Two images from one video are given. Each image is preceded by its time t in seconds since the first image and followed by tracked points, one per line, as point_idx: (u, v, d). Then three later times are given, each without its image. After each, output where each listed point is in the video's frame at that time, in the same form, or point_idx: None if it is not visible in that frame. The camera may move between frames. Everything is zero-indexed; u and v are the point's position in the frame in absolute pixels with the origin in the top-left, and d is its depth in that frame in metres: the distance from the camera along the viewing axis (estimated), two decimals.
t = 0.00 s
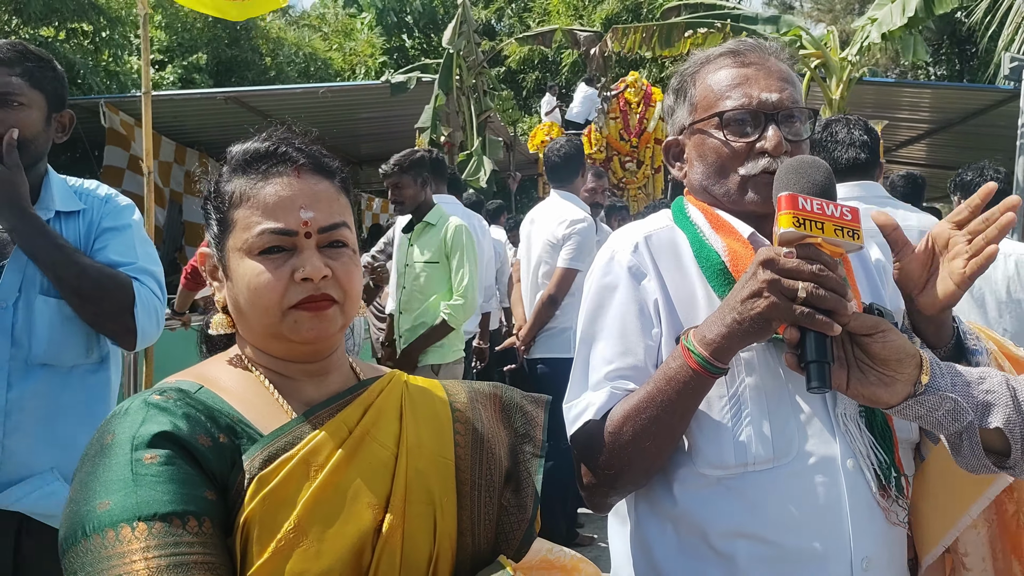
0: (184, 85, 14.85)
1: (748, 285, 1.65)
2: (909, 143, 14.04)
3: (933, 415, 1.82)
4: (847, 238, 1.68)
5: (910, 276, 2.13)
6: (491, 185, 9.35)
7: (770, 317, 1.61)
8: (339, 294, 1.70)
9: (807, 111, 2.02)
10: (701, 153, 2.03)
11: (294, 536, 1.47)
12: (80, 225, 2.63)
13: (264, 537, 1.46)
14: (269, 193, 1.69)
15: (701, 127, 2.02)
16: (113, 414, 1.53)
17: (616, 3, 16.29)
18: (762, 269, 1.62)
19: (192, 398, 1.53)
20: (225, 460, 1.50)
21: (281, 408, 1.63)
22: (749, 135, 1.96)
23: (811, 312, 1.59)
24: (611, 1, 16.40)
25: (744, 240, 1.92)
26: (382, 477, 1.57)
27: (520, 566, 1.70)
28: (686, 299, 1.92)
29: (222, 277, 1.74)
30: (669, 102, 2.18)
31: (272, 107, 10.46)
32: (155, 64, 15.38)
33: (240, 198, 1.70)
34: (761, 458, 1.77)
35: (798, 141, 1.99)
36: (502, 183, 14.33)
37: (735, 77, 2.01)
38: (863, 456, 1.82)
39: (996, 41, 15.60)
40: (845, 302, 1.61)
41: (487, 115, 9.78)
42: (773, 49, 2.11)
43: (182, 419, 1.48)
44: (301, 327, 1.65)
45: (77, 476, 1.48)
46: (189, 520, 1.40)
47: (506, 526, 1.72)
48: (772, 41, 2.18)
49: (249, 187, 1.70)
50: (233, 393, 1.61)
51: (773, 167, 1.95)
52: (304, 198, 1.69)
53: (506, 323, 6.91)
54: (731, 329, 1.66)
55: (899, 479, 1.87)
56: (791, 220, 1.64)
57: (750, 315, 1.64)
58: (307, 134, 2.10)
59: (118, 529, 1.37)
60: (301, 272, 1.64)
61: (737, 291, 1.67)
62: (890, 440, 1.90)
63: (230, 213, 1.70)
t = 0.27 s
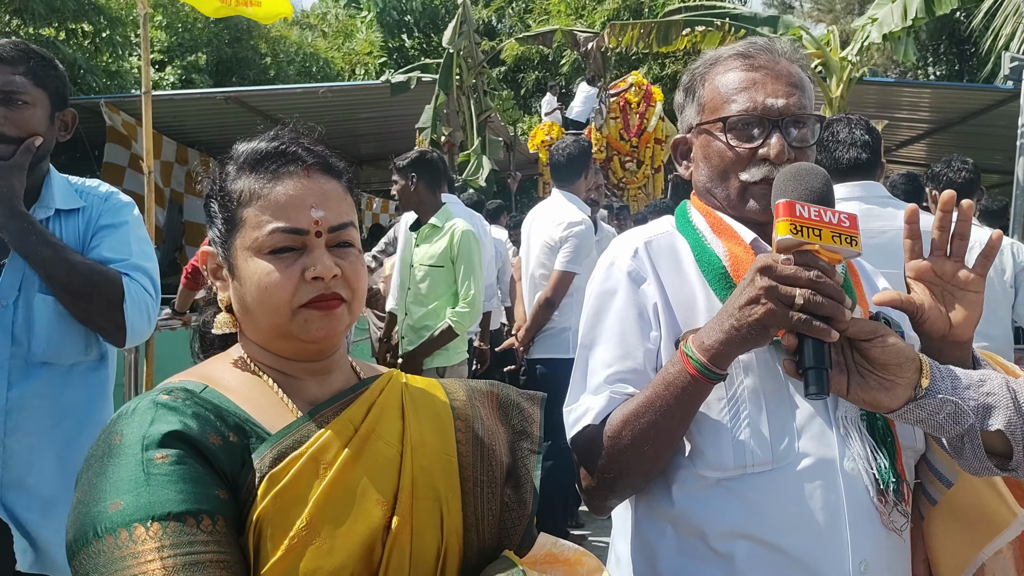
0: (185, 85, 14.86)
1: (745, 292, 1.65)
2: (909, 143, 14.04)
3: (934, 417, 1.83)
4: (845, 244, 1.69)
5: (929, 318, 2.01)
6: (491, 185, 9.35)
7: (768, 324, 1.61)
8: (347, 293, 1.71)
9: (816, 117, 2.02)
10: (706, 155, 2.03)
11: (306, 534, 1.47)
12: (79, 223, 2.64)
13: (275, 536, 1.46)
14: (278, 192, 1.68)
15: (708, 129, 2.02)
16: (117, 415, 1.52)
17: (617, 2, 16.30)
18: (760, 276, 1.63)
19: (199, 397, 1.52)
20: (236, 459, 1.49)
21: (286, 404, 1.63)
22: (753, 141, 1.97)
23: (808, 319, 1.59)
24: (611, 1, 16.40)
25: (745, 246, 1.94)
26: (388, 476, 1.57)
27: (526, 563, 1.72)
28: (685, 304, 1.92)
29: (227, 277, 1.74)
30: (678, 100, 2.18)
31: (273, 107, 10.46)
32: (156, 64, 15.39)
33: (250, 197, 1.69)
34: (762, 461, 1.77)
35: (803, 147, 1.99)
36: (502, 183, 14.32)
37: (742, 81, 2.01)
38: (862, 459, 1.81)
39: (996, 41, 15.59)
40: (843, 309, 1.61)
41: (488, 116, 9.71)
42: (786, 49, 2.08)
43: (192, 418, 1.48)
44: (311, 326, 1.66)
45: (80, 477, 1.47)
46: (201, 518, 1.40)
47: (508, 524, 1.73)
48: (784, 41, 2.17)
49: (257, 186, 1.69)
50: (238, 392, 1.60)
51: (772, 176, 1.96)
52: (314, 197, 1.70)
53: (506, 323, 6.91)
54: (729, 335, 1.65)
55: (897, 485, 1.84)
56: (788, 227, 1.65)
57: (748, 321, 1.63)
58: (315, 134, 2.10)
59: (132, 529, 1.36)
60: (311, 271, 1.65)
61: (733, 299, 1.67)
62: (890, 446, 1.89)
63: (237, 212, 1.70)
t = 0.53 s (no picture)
0: (185, 86, 14.88)
1: (748, 286, 1.65)
2: (909, 143, 14.03)
3: (935, 413, 1.82)
4: (846, 238, 1.69)
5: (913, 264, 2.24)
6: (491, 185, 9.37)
7: (771, 316, 1.62)
8: (350, 293, 1.72)
9: (822, 117, 2.03)
10: (713, 154, 2.03)
11: (314, 533, 1.47)
12: (80, 224, 2.65)
13: (283, 537, 1.46)
14: (282, 192, 1.69)
15: (714, 128, 2.02)
16: (123, 417, 1.52)
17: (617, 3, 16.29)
18: (763, 269, 1.63)
19: (204, 399, 1.53)
20: (243, 459, 1.50)
21: (289, 407, 1.64)
22: (761, 138, 1.97)
23: (811, 311, 1.60)
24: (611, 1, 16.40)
25: (752, 244, 1.94)
26: (392, 475, 1.57)
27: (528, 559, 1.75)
28: (691, 303, 1.93)
29: (228, 276, 1.74)
30: (685, 102, 2.18)
31: (273, 108, 10.46)
32: (156, 65, 15.40)
33: (253, 198, 1.70)
34: (767, 459, 1.77)
35: (811, 144, 2.00)
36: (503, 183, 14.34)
37: (750, 79, 2.02)
38: (866, 460, 1.81)
39: (996, 42, 15.59)
40: (846, 301, 1.62)
41: (488, 116, 9.75)
42: (789, 52, 2.12)
43: (199, 420, 1.48)
44: (315, 325, 1.66)
45: (86, 479, 1.47)
46: (212, 519, 1.40)
47: (508, 523, 1.73)
48: (787, 45, 2.19)
49: (260, 186, 1.70)
50: (240, 394, 1.60)
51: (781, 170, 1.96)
52: (318, 197, 1.70)
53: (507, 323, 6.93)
54: (733, 329, 1.66)
55: (902, 486, 1.83)
56: (791, 220, 1.65)
57: (751, 314, 1.64)
58: (320, 136, 2.11)
59: (143, 531, 1.37)
60: (316, 270, 1.65)
61: (738, 290, 1.68)
62: (895, 446, 1.88)
63: (241, 212, 1.70)
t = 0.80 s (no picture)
0: (185, 85, 14.89)
1: (750, 285, 1.65)
2: (909, 143, 14.05)
3: (934, 414, 1.82)
4: (849, 237, 1.70)
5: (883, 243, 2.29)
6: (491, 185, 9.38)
7: (773, 317, 1.62)
8: (348, 293, 1.72)
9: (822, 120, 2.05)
10: (716, 153, 2.02)
11: (314, 533, 1.47)
12: (77, 229, 2.69)
13: (283, 536, 1.46)
14: (281, 193, 1.69)
15: (717, 127, 2.02)
16: (120, 420, 1.52)
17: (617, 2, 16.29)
18: (765, 268, 1.63)
19: (200, 401, 1.53)
20: (241, 460, 1.50)
21: (285, 410, 1.63)
22: (766, 138, 1.97)
23: (814, 311, 1.60)
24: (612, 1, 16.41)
25: (749, 245, 1.93)
26: (388, 475, 1.57)
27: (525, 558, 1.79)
28: (689, 301, 1.93)
29: (224, 276, 1.73)
30: (681, 100, 2.18)
31: (273, 108, 10.47)
32: (156, 65, 15.41)
33: (252, 198, 1.69)
34: (768, 458, 1.78)
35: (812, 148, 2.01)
36: (503, 183, 14.36)
37: (752, 80, 2.02)
38: (870, 453, 1.83)
39: (996, 41, 15.59)
40: (848, 300, 1.61)
41: (488, 116, 9.70)
42: (786, 54, 2.13)
43: (197, 422, 1.48)
44: (313, 325, 1.66)
45: (82, 481, 1.47)
46: (212, 520, 1.40)
47: (503, 523, 1.73)
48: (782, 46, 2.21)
49: (259, 188, 1.69)
50: (235, 396, 1.60)
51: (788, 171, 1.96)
52: (316, 199, 1.71)
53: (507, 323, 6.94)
54: (734, 328, 1.66)
55: (904, 478, 1.86)
56: (794, 219, 1.66)
57: (753, 314, 1.64)
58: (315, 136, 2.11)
59: (142, 533, 1.37)
60: (313, 271, 1.65)
61: (741, 291, 1.67)
62: (897, 443, 1.90)
63: (239, 212, 1.70)
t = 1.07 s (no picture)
0: (184, 86, 14.91)
1: (750, 279, 1.66)
2: (907, 143, 14.07)
3: (933, 410, 1.84)
4: (847, 230, 1.72)
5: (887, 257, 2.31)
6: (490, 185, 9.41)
7: (774, 310, 1.62)
8: (344, 293, 1.72)
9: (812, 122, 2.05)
10: (706, 158, 2.03)
11: (312, 531, 1.48)
12: (72, 232, 2.75)
13: (281, 535, 1.47)
14: (279, 193, 1.70)
15: (707, 131, 2.03)
16: (116, 420, 1.53)
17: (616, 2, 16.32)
18: (764, 262, 1.64)
19: (197, 401, 1.53)
20: (238, 460, 1.50)
21: (281, 411, 1.64)
22: (757, 142, 1.97)
23: (814, 303, 1.60)
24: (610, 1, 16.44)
25: (744, 246, 1.95)
26: (383, 474, 1.58)
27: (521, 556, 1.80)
28: (685, 302, 1.94)
29: (221, 276, 1.74)
30: (671, 104, 2.18)
31: (273, 108, 10.49)
32: (155, 65, 15.43)
33: (250, 198, 1.70)
34: (771, 455, 1.79)
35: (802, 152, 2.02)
36: (502, 184, 14.38)
37: (741, 85, 2.03)
38: (873, 450, 1.83)
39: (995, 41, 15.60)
40: (848, 293, 1.62)
41: (487, 116, 9.71)
42: (775, 57, 2.14)
43: (194, 422, 1.49)
44: (310, 326, 1.67)
45: (79, 483, 1.48)
46: (212, 519, 1.41)
47: (497, 522, 1.74)
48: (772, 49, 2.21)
49: (258, 187, 1.70)
50: (230, 396, 1.61)
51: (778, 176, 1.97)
52: (314, 199, 1.71)
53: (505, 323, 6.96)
54: (736, 323, 1.67)
55: (910, 472, 1.86)
56: (791, 212, 1.67)
57: (754, 308, 1.65)
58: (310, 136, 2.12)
59: (140, 533, 1.37)
60: (311, 270, 1.66)
61: (739, 286, 1.68)
62: (902, 434, 1.91)
63: (237, 212, 1.70)
